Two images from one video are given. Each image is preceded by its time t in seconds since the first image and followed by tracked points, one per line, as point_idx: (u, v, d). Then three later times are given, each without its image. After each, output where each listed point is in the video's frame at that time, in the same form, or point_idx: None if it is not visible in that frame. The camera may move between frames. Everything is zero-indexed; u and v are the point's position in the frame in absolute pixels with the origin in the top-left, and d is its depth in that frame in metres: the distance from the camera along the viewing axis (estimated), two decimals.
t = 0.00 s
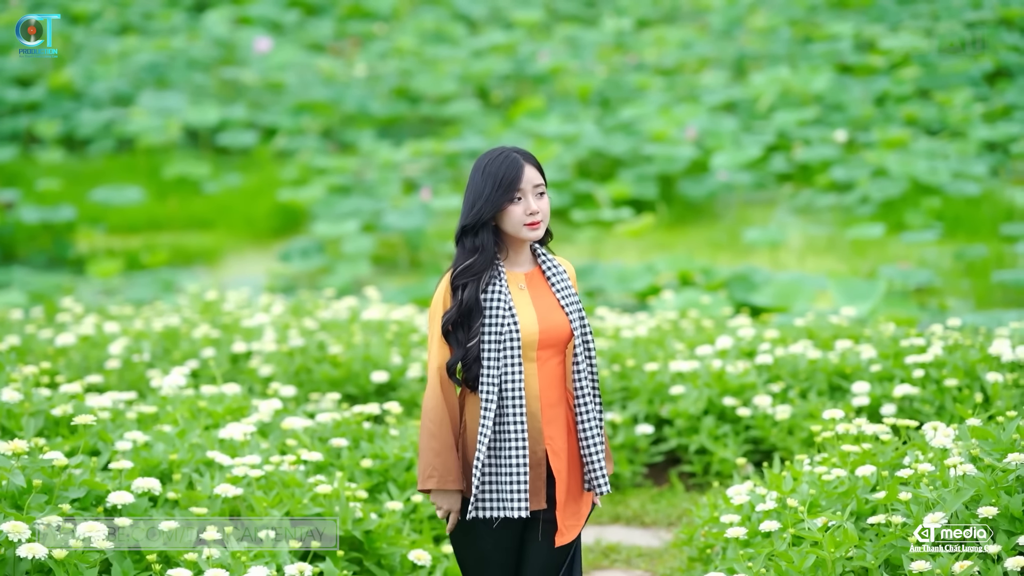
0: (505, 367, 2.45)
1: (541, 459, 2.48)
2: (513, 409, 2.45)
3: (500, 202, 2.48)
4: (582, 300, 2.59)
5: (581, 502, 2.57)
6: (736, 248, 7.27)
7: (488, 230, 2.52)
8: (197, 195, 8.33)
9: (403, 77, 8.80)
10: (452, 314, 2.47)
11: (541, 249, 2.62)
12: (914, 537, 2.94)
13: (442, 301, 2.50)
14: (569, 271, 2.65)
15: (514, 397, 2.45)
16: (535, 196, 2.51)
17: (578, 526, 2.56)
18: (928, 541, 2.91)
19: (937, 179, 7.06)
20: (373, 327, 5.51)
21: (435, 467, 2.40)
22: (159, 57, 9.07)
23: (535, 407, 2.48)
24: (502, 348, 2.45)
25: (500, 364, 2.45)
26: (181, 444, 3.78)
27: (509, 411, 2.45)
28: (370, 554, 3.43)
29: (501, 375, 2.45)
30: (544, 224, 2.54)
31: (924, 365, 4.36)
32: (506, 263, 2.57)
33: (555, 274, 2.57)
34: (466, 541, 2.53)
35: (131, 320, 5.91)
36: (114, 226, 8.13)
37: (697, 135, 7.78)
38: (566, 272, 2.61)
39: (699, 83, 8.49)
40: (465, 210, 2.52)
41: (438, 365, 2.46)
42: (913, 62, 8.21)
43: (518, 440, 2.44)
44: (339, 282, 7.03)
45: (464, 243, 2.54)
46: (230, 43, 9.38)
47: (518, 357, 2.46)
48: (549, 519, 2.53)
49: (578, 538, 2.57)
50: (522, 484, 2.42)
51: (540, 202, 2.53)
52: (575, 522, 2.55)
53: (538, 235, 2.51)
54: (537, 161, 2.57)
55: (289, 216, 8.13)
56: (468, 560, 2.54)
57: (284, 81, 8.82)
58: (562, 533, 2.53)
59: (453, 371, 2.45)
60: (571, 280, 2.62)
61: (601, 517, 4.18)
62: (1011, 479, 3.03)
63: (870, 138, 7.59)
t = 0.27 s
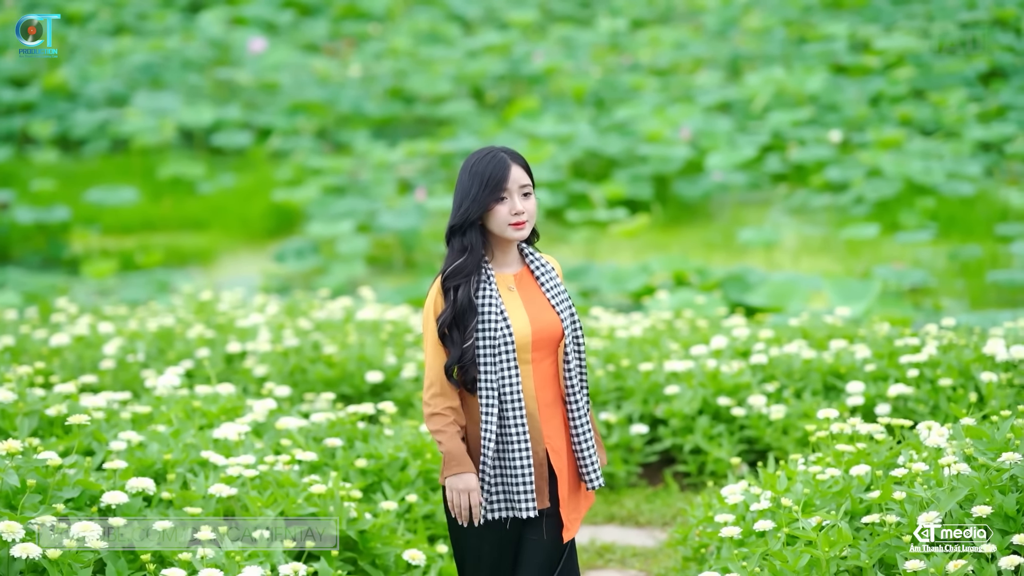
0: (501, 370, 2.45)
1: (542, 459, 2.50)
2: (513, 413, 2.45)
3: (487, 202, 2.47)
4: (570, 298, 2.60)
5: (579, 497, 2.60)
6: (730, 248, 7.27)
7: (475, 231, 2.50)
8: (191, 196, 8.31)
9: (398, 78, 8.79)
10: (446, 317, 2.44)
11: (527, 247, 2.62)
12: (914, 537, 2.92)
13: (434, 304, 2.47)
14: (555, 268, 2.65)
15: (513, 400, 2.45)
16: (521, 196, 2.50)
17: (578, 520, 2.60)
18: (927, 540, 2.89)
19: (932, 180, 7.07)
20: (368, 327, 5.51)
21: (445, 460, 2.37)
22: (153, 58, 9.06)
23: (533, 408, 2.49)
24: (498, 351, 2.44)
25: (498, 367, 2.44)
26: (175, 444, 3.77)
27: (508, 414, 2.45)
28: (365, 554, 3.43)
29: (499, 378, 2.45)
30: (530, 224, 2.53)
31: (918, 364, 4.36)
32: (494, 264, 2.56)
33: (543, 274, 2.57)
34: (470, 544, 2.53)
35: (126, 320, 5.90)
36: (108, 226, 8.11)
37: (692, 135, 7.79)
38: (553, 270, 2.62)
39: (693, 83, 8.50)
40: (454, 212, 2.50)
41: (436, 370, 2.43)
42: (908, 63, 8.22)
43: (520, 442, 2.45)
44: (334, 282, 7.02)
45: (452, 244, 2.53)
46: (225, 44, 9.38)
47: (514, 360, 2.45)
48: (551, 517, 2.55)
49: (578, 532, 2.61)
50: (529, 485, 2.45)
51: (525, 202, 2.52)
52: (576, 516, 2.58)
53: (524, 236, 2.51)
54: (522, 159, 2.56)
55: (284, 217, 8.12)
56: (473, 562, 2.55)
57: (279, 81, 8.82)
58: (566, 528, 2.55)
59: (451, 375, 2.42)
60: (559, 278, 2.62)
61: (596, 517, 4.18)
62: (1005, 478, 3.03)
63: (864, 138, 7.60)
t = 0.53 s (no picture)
0: (487, 363, 2.45)
1: (533, 451, 2.50)
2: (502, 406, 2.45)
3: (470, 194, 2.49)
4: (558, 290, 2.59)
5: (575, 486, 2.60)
6: (724, 248, 7.27)
7: (459, 222, 2.52)
8: (184, 196, 8.30)
9: (391, 78, 8.78)
10: (430, 306, 2.46)
11: (514, 241, 2.62)
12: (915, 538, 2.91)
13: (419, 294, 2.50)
14: (544, 260, 2.64)
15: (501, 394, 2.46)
16: (503, 191, 2.51)
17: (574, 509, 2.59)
18: (927, 541, 2.89)
19: (925, 180, 7.08)
20: (360, 328, 5.50)
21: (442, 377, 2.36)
22: (146, 58, 9.05)
23: (521, 400, 2.50)
24: (484, 344, 2.45)
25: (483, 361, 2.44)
26: (167, 444, 3.75)
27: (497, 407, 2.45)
28: (357, 554, 3.42)
29: (486, 373, 2.45)
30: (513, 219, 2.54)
31: (910, 364, 4.36)
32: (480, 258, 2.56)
33: (530, 267, 2.57)
34: (465, 536, 2.57)
35: (118, 321, 5.88)
36: (101, 227, 8.09)
37: (685, 135, 7.79)
38: (541, 262, 2.61)
39: (686, 83, 8.50)
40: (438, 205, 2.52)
41: (422, 357, 2.47)
42: (901, 63, 8.23)
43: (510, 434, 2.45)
44: (327, 282, 7.00)
45: (436, 236, 2.55)
46: (217, 45, 9.37)
47: (500, 353, 2.45)
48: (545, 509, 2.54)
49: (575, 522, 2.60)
50: (520, 476, 2.45)
51: (508, 196, 2.52)
52: (574, 505, 2.58)
53: (505, 230, 2.51)
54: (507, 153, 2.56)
55: (277, 217, 8.10)
56: (469, 553, 2.58)
57: (271, 82, 8.81)
58: (562, 518, 2.54)
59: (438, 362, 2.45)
60: (548, 271, 2.62)
61: (588, 517, 4.17)
62: (997, 478, 3.04)
63: (857, 138, 7.61)
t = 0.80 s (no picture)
0: (480, 357, 2.49)
1: (526, 444, 2.53)
2: (496, 399, 2.50)
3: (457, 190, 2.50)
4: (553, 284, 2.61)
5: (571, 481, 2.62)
6: (721, 248, 7.27)
7: (448, 217, 2.55)
8: (182, 197, 8.30)
9: (389, 78, 8.78)
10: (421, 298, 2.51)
11: (510, 235, 2.64)
12: (914, 537, 2.91)
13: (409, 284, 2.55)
14: (540, 254, 2.66)
15: (494, 387, 2.50)
16: (490, 187, 2.51)
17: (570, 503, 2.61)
18: (926, 540, 2.89)
19: (923, 180, 7.08)
20: (359, 328, 5.49)
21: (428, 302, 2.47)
22: (144, 59, 9.05)
23: (515, 394, 2.53)
24: (477, 337, 2.48)
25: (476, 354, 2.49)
26: (165, 444, 3.75)
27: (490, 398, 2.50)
28: (355, 554, 3.41)
29: (477, 367, 2.50)
30: (502, 214, 2.54)
31: (908, 364, 4.36)
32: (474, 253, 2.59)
33: (526, 263, 2.59)
34: (460, 531, 2.58)
35: (116, 321, 5.87)
36: (99, 227, 8.08)
37: (683, 136, 7.79)
38: (536, 255, 2.62)
39: (684, 84, 8.51)
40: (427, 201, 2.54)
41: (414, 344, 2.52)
42: (898, 64, 8.24)
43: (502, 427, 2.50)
44: (325, 282, 6.99)
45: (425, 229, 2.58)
46: (216, 45, 9.37)
47: (493, 348, 2.49)
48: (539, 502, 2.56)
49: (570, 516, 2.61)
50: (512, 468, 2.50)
51: (496, 191, 2.52)
52: (569, 500, 2.59)
53: (493, 226, 2.52)
54: (496, 145, 2.56)
55: (274, 217, 8.10)
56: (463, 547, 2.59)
57: (269, 82, 8.81)
58: (556, 514, 2.55)
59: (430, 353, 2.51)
60: (543, 265, 2.63)
61: (586, 517, 4.17)
62: (995, 478, 3.04)
63: (855, 139, 7.62)
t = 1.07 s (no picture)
0: (475, 357, 2.51)
1: (522, 445, 2.53)
2: (491, 398, 2.51)
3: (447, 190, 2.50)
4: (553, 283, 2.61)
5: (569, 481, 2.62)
6: (722, 249, 7.26)
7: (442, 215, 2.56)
8: (183, 197, 8.30)
9: (390, 79, 8.78)
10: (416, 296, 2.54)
11: (511, 234, 2.64)
12: (914, 537, 2.91)
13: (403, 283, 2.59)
14: (541, 252, 2.66)
15: (489, 386, 2.52)
16: (480, 187, 2.50)
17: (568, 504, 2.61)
18: (926, 540, 2.90)
19: (923, 181, 7.08)
20: (359, 329, 5.50)
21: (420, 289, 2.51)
22: (145, 59, 9.06)
23: (512, 394, 2.53)
24: (472, 335, 2.50)
25: (470, 354, 2.50)
26: (165, 444, 3.75)
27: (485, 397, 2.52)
28: (355, 554, 3.41)
29: (473, 366, 2.52)
30: (494, 214, 2.53)
31: (909, 365, 4.36)
32: (473, 252, 2.60)
33: (526, 263, 2.59)
34: (456, 529, 2.59)
35: (117, 321, 5.88)
36: (99, 228, 8.09)
37: (683, 136, 7.79)
38: (536, 254, 2.62)
39: (684, 84, 8.51)
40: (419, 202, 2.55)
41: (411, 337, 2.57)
42: (899, 65, 8.24)
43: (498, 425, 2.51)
44: (325, 283, 6.99)
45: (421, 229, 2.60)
46: (216, 46, 9.38)
47: (489, 348, 2.51)
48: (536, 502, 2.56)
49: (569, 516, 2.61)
50: (508, 469, 2.50)
51: (487, 191, 2.51)
52: (566, 501, 2.59)
53: (484, 226, 2.51)
54: (487, 141, 2.54)
55: (275, 218, 8.10)
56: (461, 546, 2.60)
57: (270, 83, 8.81)
58: (551, 515, 2.55)
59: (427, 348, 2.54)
60: (543, 263, 2.63)
61: (586, 518, 4.17)
62: (995, 478, 3.04)
63: (856, 139, 7.62)
